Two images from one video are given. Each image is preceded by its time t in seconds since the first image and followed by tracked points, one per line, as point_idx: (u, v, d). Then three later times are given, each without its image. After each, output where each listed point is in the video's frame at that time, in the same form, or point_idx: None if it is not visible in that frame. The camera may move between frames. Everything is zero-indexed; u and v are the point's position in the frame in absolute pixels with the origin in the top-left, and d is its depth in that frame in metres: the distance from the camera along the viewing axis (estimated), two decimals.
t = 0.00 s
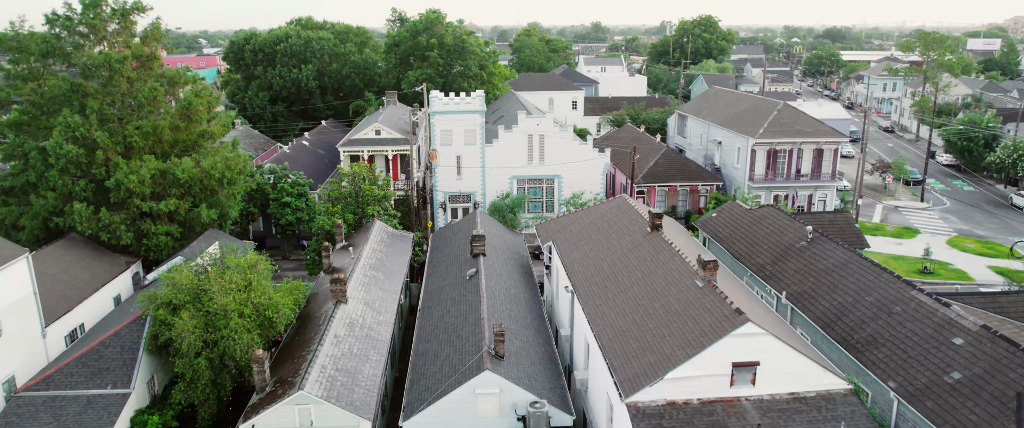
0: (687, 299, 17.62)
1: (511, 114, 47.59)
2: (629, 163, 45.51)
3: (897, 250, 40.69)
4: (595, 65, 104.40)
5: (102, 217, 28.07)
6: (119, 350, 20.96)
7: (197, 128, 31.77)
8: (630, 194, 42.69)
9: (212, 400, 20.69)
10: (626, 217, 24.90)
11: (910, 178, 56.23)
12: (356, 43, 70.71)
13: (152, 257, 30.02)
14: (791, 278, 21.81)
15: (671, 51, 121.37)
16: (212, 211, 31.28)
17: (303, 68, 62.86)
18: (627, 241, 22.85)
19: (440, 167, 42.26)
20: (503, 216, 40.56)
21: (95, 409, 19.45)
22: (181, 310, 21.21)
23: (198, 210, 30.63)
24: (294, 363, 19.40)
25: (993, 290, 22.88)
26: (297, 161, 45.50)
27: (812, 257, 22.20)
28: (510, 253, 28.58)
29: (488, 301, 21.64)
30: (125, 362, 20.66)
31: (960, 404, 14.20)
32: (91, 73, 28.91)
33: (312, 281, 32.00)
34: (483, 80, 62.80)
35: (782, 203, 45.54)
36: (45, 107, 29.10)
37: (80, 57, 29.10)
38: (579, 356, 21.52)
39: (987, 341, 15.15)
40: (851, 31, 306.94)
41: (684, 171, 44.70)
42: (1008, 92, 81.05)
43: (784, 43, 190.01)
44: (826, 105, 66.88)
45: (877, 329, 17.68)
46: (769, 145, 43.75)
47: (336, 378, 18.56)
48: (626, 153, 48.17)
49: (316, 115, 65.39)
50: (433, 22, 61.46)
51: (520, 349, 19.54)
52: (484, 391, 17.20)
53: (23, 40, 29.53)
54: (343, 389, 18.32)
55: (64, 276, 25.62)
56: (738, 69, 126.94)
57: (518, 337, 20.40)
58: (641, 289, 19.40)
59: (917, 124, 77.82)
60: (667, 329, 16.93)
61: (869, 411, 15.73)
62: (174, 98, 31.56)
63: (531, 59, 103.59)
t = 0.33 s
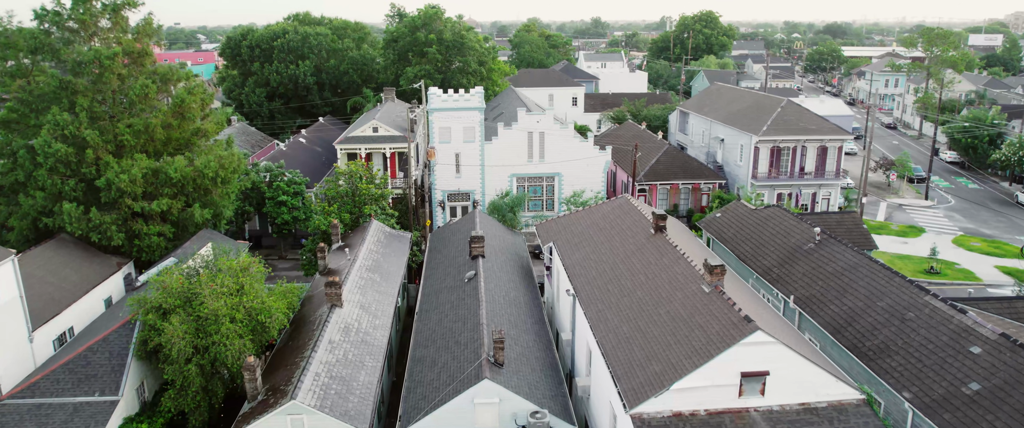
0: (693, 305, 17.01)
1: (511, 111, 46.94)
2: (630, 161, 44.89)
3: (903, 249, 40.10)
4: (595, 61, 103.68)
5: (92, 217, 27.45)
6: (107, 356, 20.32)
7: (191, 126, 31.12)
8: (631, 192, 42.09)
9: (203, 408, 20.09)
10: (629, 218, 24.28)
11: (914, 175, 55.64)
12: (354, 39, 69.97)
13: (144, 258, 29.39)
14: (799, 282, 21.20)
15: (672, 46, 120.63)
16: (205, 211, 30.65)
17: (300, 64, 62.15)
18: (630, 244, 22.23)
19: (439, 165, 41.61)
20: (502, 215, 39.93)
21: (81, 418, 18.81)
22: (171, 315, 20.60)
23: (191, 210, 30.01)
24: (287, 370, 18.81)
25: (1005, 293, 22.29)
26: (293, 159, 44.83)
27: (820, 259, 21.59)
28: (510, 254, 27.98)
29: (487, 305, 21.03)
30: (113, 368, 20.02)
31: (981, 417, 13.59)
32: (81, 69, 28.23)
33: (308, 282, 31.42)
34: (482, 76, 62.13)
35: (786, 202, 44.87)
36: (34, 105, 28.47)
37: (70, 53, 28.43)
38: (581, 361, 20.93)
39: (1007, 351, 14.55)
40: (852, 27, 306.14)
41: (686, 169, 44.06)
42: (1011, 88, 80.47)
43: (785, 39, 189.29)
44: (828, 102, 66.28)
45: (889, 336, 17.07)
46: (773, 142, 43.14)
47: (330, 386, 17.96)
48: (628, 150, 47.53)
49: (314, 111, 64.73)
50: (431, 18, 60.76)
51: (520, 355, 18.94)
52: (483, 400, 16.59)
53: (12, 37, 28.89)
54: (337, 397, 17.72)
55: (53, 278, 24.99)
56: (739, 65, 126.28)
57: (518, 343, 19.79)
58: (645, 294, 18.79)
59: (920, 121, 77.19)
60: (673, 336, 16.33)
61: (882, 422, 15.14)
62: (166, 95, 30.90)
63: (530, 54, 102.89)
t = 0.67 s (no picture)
0: (700, 311, 16.40)
1: (510, 108, 46.24)
2: (632, 158, 44.22)
3: (909, 249, 39.48)
4: (596, 56, 102.91)
5: (81, 217, 26.81)
6: (94, 362, 19.67)
7: (184, 124, 30.44)
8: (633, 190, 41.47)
9: (193, 416, 19.49)
10: (631, 219, 23.65)
11: (918, 173, 55.00)
12: (352, 34, 69.21)
13: (136, 259, 28.74)
14: (808, 286, 20.57)
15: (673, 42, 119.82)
16: (198, 210, 30.00)
17: (297, 60, 61.42)
18: (633, 246, 21.61)
19: (437, 163, 40.97)
20: (502, 214, 39.29)
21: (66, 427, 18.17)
22: (160, 320, 19.97)
23: (184, 210, 29.35)
24: (279, 378, 18.21)
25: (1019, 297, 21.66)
26: (289, 156, 44.18)
27: (829, 262, 20.95)
28: (510, 256, 27.38)
29: (486, 310, 20.42)
30: (100, 375, 19.37)
31: None
32: (70, 66, 27.55)
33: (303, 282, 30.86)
34: (482, 72, 61.41)
35: (789, 200, 44.23)
36: (22, 102, 27.80)
37: (58, 49, 27.74)
38: (582, 367, 20.34)
39: None
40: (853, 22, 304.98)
41: (688, 166, 43.40)
42: (1015, 84, 79.70)
43: (786, 34, 188.36)
44: (831, 98, 65.61)
45: (903, 344, 16.43)
46: (777, 139, 42.46)
47: (324, 395, 17.35)
48: (629, 148, 46.84)
49: (311, 108, 64.05)
50: (430, 13, 60.04)
51: (520, 363, 18.34)
52: (482, 411, 15.98)
53: None
54: (331, 407, 17.11)
55: (41, 280, 24.38)
56: (740, 61, 125.44)
57: (518, 349, 19.18)
58: (649, 299, 18.17)
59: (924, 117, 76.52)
60: (679, 345, 15.72)
61: None
62: (158, 92, 30.20)
63: (530, 50, 102.12)
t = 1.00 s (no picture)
0: (708, 320, 15.77)
1: (510, 104, 45.56)
2: (633, 156, 43.55)
3: (915, 248, 38.85)
4: (596, 52, 102.15)
5: (70, 218, 26.12)
6: (80, 370, 18.98)
7: (176, 122, 29.73)
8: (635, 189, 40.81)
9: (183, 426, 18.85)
10: (634, 221, 23.03)
11: (923, 170, 54.32)
12: (350, 29, 68.42)
13: (127, 261, 28.06)
14: (818, 291, 19.93)
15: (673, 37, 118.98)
16: (191, 210, 29.33)
17: (294, 55, 60.71)
18: (637, 250, 20.97)
19: (436, 161, 40.29)
20: (501, 214, 38.59)
21: None
22: (149, 326, 19.34)
23: (176, 210, 28.67)
24: (271, 388, 17.58)
25: None
26: (285, 154, 43.48)
27: (840, 266, 20.30)
28: (510, 258, 26.74)
29: (485, 315, 19.78)
30: (86, 384, 18.69)
31: None
32: (58, 62, 26.85)
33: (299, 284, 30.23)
34: (481, 68, 60.65)
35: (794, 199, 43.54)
36: (8, 100, 27.13)
37: (46, 45, 27.04)
38: (585, 374, 19.71)
39: None
40: (855, 16, 303.66)
41: (691, 164, 42.73)
42: (1020, 80, 78.96)
43: (786, 29, 187.61)
44: (833, 94, 64.94)
45: (919, 353, 15.77)
46: (781, 137, 41.79)
47: (317, 406, 16.71)
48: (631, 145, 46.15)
49: (309, 104, 63.32)
50: (428, 8, 59.29)
51: (520, 372, 17.72)
52: (481, 424, 15.34)
53: None
54: (324, 419, 16.47)
55: (28, 284, 23.72)
56: (741, 56, 124.63)
57: (519, 357, 18.56)
58: (655, 306, 17.54)
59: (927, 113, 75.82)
60: (687, 355, 15.10)
61: None
62: (150, 89, 29.47)
63: (530, 45, 101.32)
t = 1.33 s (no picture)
0: (717, 330, 15.10)
1: (510, 102, 44.81)
2: (635, 154, 42.83)
3: (922, 248, 38.15)
4: (596, 47, 101.29)
5: (58, 220, 25.46)
6: (64, 379, 18.31)
7: (168, 120, 29.02)
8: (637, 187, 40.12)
9: None
10: (637, 224, 22.35)
11: (928, 168, 53.61)
12: (348, 25, 67.56)
13: (117, 263, 27.36)
14: (828, 297, 19.27)
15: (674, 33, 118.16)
16: (183, 211, 28.64)
17: (291, 52, 59.94)
18: (641, 254, 20.28)
19: (434, 159, 39.58)
20: (501, 213, 37.87)
21: None
22: (136, 333, 18.67)
23: (168, 210, 27.98)
24: (262, 399, 16.91)
25: None
26: (281, 152, 42.74)
27: (851, 271, 19.64)
28: (509, 260, 26.07)
29: (485, 322, 19.11)
30: (70, 393, 17.99)
31: None
32: (44, 59, 26.07)
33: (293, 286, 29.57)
34: (480, 64, 59.83)
35: (798, 197, 42.83)
36: None
37: (32, 42, 26.30)
38: (587, 383, 19.05)
39: None
40: (856, 12, 302.64)
41: (693, 163, 42.00)
42: None
43: (786, 25, 186.64)
44: (836, 91, 64.21)
45: (937, 365, 15.10)
46: (785, 134, 41.03)
47: (308, 419, 16.04)
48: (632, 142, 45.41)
49: (306, 101, 62.56)
50: (427, 3, 58.44)
51: (520, 382, 17.06)
52: None
53: None
54: None
55: (14, 288, 23.04)
56: (742, 52, 123.77)
57: (519, 366, 17.91)
58: (661, 315, 16.87)
59: (931, 110, 75.04)
60: (695, 367, 14.44)
61: None
62: (140, 87, 28.75)
63: (530, 41, 100.42)
